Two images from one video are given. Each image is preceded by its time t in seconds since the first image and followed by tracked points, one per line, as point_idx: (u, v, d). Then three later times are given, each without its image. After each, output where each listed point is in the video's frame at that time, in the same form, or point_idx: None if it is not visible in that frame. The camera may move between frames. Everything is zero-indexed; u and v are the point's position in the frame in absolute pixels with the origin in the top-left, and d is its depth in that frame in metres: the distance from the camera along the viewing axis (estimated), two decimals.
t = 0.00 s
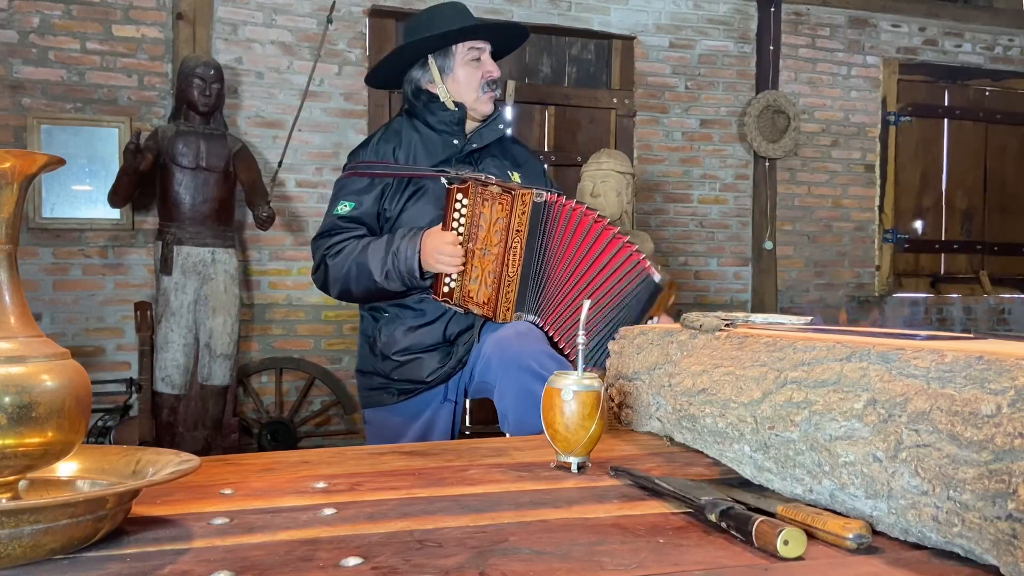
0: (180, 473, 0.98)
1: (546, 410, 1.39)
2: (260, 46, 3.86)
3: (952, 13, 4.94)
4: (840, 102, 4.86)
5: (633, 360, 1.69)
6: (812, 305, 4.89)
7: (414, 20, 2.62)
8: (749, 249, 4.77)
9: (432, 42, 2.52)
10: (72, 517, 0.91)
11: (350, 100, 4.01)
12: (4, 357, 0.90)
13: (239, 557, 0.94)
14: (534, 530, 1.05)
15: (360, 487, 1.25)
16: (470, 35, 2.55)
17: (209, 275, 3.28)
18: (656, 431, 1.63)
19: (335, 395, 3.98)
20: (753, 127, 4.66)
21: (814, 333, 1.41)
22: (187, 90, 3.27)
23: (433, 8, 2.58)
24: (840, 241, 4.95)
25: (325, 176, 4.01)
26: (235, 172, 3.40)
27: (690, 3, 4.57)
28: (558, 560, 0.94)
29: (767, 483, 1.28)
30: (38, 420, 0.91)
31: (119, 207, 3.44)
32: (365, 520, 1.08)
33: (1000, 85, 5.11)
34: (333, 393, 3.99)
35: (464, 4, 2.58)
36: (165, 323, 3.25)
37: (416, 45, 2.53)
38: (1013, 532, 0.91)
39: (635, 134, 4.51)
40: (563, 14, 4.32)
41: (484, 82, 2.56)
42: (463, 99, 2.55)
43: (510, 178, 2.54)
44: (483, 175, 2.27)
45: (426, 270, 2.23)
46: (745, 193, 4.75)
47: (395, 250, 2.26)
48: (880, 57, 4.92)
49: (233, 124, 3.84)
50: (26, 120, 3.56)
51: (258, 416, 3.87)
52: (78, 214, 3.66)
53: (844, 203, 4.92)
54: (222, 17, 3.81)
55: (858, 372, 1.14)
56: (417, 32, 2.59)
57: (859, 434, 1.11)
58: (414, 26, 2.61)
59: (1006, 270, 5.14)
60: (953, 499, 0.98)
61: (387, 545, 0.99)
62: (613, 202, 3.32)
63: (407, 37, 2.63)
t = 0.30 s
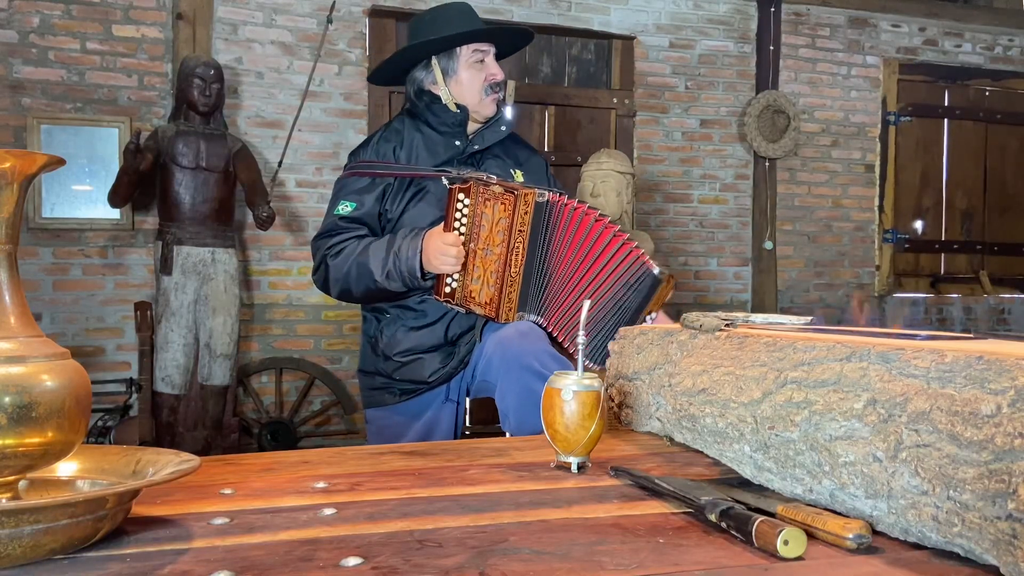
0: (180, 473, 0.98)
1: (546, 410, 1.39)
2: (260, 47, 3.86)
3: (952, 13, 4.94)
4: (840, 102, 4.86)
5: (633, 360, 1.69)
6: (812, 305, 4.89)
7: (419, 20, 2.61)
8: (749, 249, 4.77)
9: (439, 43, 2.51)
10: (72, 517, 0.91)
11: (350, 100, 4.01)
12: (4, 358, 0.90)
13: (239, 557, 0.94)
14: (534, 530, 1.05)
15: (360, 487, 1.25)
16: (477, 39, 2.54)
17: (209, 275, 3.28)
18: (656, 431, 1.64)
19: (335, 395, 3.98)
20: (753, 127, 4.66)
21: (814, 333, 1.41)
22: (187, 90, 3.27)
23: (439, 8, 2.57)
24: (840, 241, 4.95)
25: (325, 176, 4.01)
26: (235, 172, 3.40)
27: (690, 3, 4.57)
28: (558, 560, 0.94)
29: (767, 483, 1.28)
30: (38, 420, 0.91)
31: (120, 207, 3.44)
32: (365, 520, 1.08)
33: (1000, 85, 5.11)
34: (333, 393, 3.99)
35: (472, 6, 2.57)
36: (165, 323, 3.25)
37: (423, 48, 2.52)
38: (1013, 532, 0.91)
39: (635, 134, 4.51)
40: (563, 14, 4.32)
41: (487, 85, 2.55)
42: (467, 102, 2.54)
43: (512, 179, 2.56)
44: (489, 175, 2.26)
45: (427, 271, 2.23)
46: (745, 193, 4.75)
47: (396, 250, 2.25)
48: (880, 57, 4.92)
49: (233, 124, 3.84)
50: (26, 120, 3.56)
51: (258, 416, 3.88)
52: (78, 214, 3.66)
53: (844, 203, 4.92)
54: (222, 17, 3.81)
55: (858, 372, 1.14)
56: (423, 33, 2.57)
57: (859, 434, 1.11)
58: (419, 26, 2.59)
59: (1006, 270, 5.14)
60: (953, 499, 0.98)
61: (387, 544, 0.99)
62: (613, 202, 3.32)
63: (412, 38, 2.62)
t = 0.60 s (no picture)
0: (180, 473, 0.98)
1: (546, 410, 1.39)
2: (260, 47, 3.86)
3: (952, 13, 4.94)
4: (840, 102, 4.86)
5: (633, 360, 1.69)
6: (812, 305, 4.89)
7: (439, 26, 2.56)
8: (749, 249, 4.77)
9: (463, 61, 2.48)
10: (72, 517, 0.91)
11: (350, 100, 4.01)
12: (4, 358, 0.90)
13: (239, 557, 0.94)
14: (534, 530, 1.05)
15: (360, 487, 1.25)
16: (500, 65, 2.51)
17: (209, 275, 3.28)
18: (656, 431, 1.64)
19: (335, 395, 3.98)
20: (753, 127, 4.66)
21: (814, 333, 1.41)
22: (187, 89, 3.27)
23: (461, 18, 2.53)
24: (840, 241, 4.95)
25: (325, 176, 4.01)
26: (235, 172, 3.40)
27: (690, 3, 4.57)
28: (558, 561, 0.94)
29: (767, 483, 1.28)
30: (38, 420, 0.91)
31: (119, 207, 3.44)
32: (365, 521, 1.08)
33: (1000, 85, 5.11)
34: (333, 393, 3.99)
35: (495, 21, 2.54)
36: (165, 323, 3.25)
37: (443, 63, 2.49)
38: (1013, 532, 0.91)
39: (635, 134, 4.51)
40: (563, 14, 4.32)
41: (496, 105, 2.56)
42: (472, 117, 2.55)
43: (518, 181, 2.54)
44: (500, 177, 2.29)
45: (434, 266, 2.23)
46: (745, 193, 4.75)
47: (402, 244, 2.26)
48: (880, 57, 4.92)
49: (233, 124, 3.84)
50: (26, 120, 3.56)
51: (258, 416, 3.88)
52: (78, 214, 3.66)
53: (844, 203, 4.92)
54: (222, 17, 3.81)
55: (858, 372, 1.14)
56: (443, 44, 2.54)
57: (859, 434, 1.12)
58: (438, 33, 2.55)
59: (1006, 270, 5.14)
60: (953, 499, 0.98)
61: (387, 545, 0.99)
62: (613, 202, 3.32)
63: (430, 45, 2.58)
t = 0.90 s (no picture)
0: (180, 473, 0.98)
1: (546, 410, 1.39)
2: (260, 47, 3.86)
3: (952, 14, 4.94)
4: (840, 102, 4.86)
5: (633, 360, 1.69)
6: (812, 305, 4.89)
7: (452, 33, 2.55)
8: (749, 249, 4.77)
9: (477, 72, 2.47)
10: (73, 517, 0.91)
11: (350, 101, 4.01)
12: (4, 358, 0.90)
13: (239, 557, 0.94)
14: (534, 530, 1.05)
15: (360, 487, 1.25)
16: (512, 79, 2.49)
17: (209, 275, 3.28)
18: (656, 431, 1.64)
19: (335, 395, 3.98)
20: (753, 127, 4.66)
21: (814, 333, 1.41)
22: (187, 89, 3.27)
23: (476, 28, 2.53)
24: (840, 241, 4.95)
25: (325, 176, 4.01)
26: (235, 172, 3.40)
27: (690, 3, 4.57)
28: (558, 560, 0.94)
29: (767, 483, 1.28)
30: (38, 420, 0.91)
31: (119, 207, 3.44)
32: (365, 520, 1.08)
33: (1000, 85, 5.11)
34: (333, 393, 3.99)
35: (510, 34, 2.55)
36: (165, 323, 3.25)
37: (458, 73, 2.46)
38: (1013, 532, 0.91)
39: (635, 134, 4.51)
40: (563, 14, 4.33)
41: (502, 117, 2.55)
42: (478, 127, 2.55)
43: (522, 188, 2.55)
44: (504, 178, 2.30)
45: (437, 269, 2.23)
46: (745, 193, 4.75)
47: (405, 248, 2.25)
48: (880, 57, 4.92)
49: (233, 124, 3.84)
50: (26, 120, 3.56)
51: (258, 416, 3.88)
52: (78, 214, 3.66)
53: (844, 203, 4.92)
54: (222, 17, 3.81)
55: (858, 372, 1.14)
56: (456, 51, 2.51)
57: (859, 434, 1.11)
58: (451, 39, 2.53)
59: (1006, 270, 5.14)
60: (953, 499, 0.98)
61: (387, 545, 0.99)
62: (613, 202, 3.32)
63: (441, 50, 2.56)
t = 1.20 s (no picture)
0: (180, 473, 0.98)
1: (546, 410, 1.39)
2: (260, 47, 3.86)
3: (952, 14, 4.94)
4: (840, 102, 4.86)
5: (633, 360, 1.69)
6: (812, 305, 4.89)
7: (459, 37, 2.57)
8: (749, 249, 4.77)
9: (482, 74, 2.48)
10: (72, 517, 0.91)
11: (350, 101, 4.01)
12: (4, 357, 0.90)
13: (239, 557, 0.94)
14: (534, 530, 1.05)
15: (360, 486, 1.25)
16: (517, 82, 2.48)
17: (209, 275, 3.28)
18: (656, 431, 1.64)
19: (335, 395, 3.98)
20: (753, 127, 4.65)
21: (814, 333, 1.42)
22: (187, 90, 3.27)
23: (484, 33, 2.55)
24: (840, 240, 4.95)
25: (325, 176, 4.01)
26: (235, 172, 3.41)
27: (690, 3, 4.57)
28: (558, 560, 0.94)
29: (767, 483, 1.28)
30: (38, 420, 0.91)
31: (120, 207, 3.44)
32: (365, 521, 1.08)
33: (1000, 85, 5.11)
34: (333, 393, 3.99)
35: (518, 41, 2.56)
36: (165, 323, 3.25)
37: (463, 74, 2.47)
38: (1014, 532, 0.91)
39: (635, 134, 4.51)
40: (563, 14, 4.33)
41: (509, 120, 2.52)
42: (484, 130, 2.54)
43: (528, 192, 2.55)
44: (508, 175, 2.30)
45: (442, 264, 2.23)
46: (745, 193, 4.75)
47: (411, 243, 2.25)
48: (880, 57, 4.92)
49: (233, 124, 3.84)
50: (26, 120, 3.56)
51: (258, 416, 3.88)
52: (78, 214, 3.66)
53: (844, 203, 4.92)
54: (222, 17, 3.81)
55: (858, 372, 1.15)
56: (461, 55, 2.54)
57: (859, 434, 1.11)
58: (459, 43, 2.55)
59: (1006, 270, 5.14)
60: (954, 499, 0.98)
61: (387, 545, 0.99)
62: (613, 202, 3.33)
63: (448, 54, 2.58)
